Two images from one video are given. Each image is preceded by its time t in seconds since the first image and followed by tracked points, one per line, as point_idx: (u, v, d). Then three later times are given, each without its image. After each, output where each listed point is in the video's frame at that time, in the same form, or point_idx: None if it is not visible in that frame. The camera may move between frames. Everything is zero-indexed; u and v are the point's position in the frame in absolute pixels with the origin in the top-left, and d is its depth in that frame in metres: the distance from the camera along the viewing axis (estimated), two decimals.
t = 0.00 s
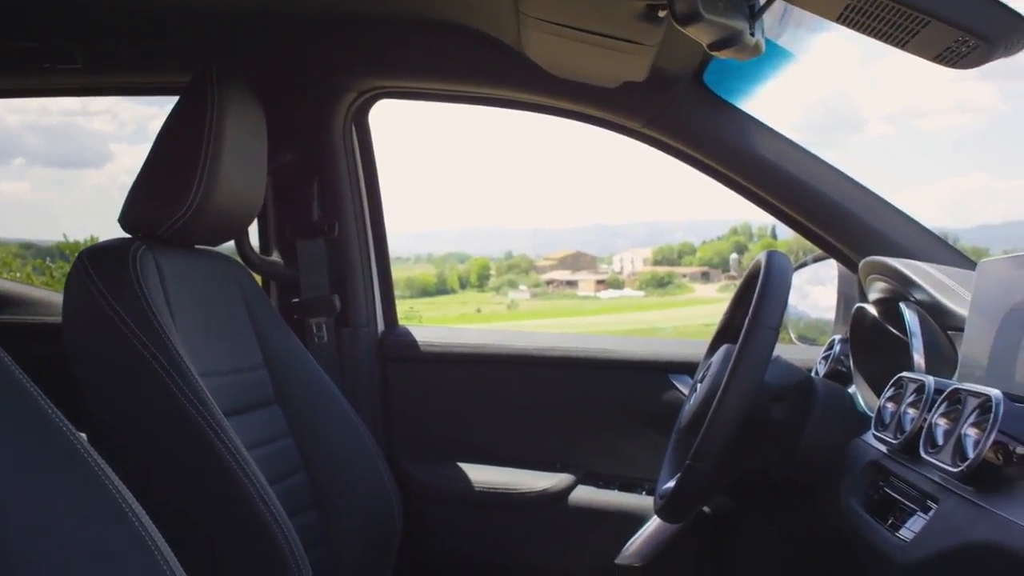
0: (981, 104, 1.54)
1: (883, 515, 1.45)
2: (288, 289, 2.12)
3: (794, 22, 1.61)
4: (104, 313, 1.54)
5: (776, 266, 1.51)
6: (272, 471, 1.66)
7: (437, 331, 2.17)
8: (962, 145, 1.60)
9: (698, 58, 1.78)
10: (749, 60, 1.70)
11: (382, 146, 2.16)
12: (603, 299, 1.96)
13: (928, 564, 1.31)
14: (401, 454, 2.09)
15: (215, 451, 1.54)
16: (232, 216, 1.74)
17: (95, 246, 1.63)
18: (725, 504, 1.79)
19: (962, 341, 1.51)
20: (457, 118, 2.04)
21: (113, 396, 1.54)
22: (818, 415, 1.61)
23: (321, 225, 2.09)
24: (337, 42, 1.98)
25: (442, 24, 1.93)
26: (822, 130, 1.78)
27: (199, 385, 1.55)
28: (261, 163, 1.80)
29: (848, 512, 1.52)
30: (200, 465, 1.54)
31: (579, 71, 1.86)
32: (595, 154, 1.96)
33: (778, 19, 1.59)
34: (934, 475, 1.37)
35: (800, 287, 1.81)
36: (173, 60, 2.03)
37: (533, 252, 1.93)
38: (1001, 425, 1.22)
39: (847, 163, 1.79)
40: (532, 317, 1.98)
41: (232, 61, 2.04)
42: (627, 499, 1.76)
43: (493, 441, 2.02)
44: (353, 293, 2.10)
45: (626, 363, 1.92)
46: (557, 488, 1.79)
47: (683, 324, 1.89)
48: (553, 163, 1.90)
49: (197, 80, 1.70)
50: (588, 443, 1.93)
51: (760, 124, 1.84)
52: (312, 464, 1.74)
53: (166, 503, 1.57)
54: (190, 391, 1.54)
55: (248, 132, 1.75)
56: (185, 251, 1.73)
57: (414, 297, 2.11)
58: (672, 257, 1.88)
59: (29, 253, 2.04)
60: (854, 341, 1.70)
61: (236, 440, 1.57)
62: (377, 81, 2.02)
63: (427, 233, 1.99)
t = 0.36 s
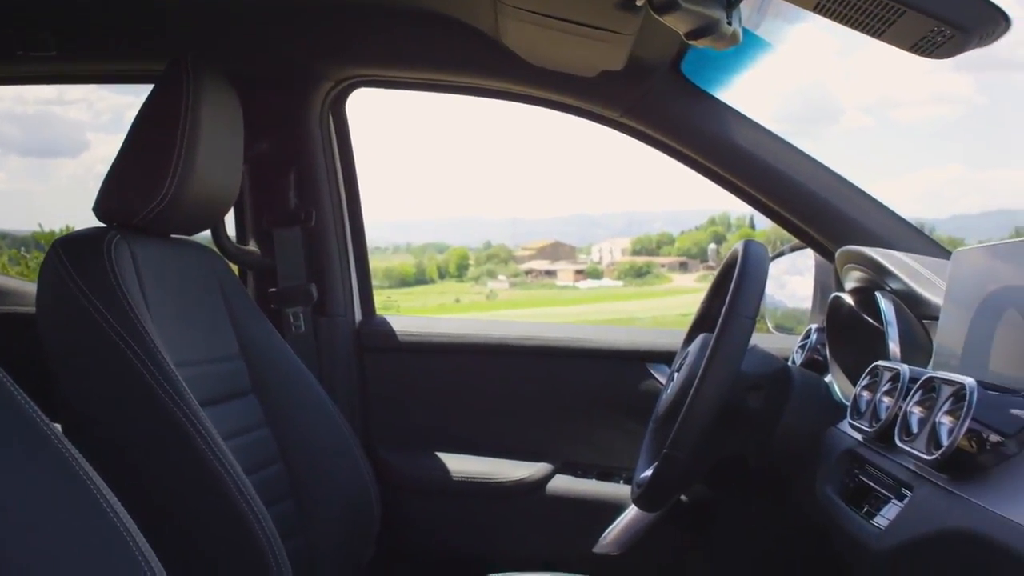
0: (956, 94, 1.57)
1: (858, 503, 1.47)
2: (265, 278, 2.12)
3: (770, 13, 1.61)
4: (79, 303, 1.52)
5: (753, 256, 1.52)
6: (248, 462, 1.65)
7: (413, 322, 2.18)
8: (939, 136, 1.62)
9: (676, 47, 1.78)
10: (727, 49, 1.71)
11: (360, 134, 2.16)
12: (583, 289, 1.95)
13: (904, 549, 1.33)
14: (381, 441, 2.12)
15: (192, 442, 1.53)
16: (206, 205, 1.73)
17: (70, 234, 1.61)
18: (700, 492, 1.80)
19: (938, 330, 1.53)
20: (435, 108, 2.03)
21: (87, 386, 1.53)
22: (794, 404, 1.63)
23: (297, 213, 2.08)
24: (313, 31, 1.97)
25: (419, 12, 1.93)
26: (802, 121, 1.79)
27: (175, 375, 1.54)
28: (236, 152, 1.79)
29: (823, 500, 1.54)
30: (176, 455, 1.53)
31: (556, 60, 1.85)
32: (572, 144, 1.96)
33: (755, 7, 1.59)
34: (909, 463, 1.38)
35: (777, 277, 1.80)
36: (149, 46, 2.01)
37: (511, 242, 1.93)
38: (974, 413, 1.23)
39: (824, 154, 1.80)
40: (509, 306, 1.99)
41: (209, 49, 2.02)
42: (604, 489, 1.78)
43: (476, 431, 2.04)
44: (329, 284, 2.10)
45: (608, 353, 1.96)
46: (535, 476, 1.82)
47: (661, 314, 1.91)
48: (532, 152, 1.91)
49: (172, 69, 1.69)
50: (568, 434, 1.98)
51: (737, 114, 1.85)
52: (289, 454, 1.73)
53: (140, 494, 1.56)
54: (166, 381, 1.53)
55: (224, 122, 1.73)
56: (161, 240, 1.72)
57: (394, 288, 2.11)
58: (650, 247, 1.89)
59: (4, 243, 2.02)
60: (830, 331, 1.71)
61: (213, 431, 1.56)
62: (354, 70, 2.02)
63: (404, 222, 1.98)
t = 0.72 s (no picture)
0: (932, 85, 1.57)
1: (834, 491, 1.49)
2: (240, 268, 2.14)
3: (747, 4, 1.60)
4: (52, 292, 1.51)
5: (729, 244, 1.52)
6: (224, 452, 1.63)
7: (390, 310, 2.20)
8: (917, 126, 1.62)
9: (652, 34, 1.78)
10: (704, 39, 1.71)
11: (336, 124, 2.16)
12: (560, 278, 1.96)
13: (877, 536, 1.35)
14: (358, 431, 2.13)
15: (167, 431, 1.52)
16: (181, 193, 1.71)
17: (43, 223, 1.59)
18: (676, 482, 1.81)
19: (913, 320, 1.55)
20: (413, 96, 2.03)
21: (60, 376, 1.51)
22: (769, 393, 1.64)
23: (273, 202, 2.10)
24: (289, 17, 1.97)
25: None
26: (781, 112, 1.79)
27: (150, 364, 1.52)
28: (211, 140, 1.77)
29: (799, 488, 1.56)
30: (151, 446, 1.52)
31: (533, 49, 1.85)
32: (549, 132, 1.96)
33: None
34: (883, 450, 1.41)
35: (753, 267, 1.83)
36: (126, 34, 1.99)
37: (490, 232, 1.94)
38: (948, 400, 1.24)
39: (801, 143, 1.82)
40: (487, 296, 1.99)
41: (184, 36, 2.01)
42: (581, 477, 1.80)
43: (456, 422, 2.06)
44: (305, 271, 2.12)
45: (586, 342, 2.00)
46: (513, 466, 1.83)
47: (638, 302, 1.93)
48: (508, 142, 1.90)
49: (145, 57, 1.67)
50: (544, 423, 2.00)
51: (713, 102, 1.85)
52: (266, 443, 1.72)
53: (114, 484, 1.55)
54: (140, 370, 1.51)
55: (198, 110, 1.72)
56: (136, 229, 1.70)
57: (372, 276, 2.11)
58: (628, 236, 1.89)
59: None
60: (806, 319, 1.72)
61: (188, 421, 1.55)
62: (330, 58, 2.01)
63: (382, 212, 1.96)
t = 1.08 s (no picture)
0: (908, 75, 1.58)
1: (809, 478, 1.50)
2: (216, 256, 2.14)
3: None
4: (24, 281, 1.49)
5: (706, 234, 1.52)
6: (199, 441, 1.62)
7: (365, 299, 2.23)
8: (891, 114, 1.63)
9: (630, 23, 1.78)
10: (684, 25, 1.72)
11: (312, 111, 2.18)
12: (538, 267, 2.00)
13: (852, 522, 1.36)
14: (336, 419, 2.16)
15: (141, 420, 1.50)
16: (155, 180, 1.70)
17: (15, 211, 1.57)
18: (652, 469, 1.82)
19: (887, 307, 1.55)
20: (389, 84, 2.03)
21: (32, 365, 1.49)
22: (745, 378, 1.64)
23: (249, 190, 2.11)
24: (267, 6, 1.96)
25: None
26: (762, 101, 1.80)
27: (125, 354, 1.51)
28: (187, 127, 1.76)
29: (775, 475, 1.57)
30: (125, 436, 1.51)
31: (511, 37, 1.85)
32: (527, 121, 1.97)
33: None
34: (857, 437, 1.41)
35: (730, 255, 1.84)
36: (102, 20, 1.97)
37: (468, 221, 1.96)
38: (922, 387, 1.24)
39: (777, 132, 1.82)
40: (465, 285, 2.00)
41: (161, 24, 1.99)
42: (559, 466, 1.81)
43: (433, 408, 2.10)
44: (280, 259, 2.14)
45: (562, 329, 2.03)
46: (491, 454, 1.85)
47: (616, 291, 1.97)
48: (485, 131, 1.92)
49: (119, 45, 1.66)
50: (514, 409, 2.05)
51: (691, 92, 1.85)
52: (242, 432, 1.71)
53: (87, 474, 1.53)
54: (114, 359, 1.50)
55: (173, 97, 1.70)
56: (109, 218, 1.68)
57: (351, 266, 2.12)
58: (606, 225, 1.91)
59: None
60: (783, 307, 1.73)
61: (164, 411, 1.53)
62: (306, 45, 2.01)
63: (360, 203, 1.98)
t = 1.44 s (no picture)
0: (888, 65, 1.56)
1: (784, 464, 1.51)
2: (193, 244, 2.15)
3: None
4: None
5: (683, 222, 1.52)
6: (175, 431, 1.61)
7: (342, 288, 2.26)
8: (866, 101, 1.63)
9: (607, 12, 1.78)
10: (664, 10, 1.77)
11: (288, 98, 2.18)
12: (516, 256, 2.04)
13: (828, 507, 1.37)
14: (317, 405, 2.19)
15: (116, 410, 1.49)
16: (130, 166, 1.68)
17: None
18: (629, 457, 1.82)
19: (862, 295, 1.56)
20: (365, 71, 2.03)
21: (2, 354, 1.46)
22: (722, 366, 1.65)
23: (225, 178, 2.11)
24: None
25: None
26: (736, 91, 1.80)
27: (99, 343, 1.49)
28: (162, 114, 1.75)
29: (750, 462, 1.58)
30: (100, 425, 1.49)
31: (487, 24, 1.84)
32: (504, 109, 1.98)
33: None
34: (833, 423, 1.42)
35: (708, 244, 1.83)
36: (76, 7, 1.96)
37: (447, 209, 1.99)
38: (897, 373, 1.25)
39: (756, 120, 1.82)
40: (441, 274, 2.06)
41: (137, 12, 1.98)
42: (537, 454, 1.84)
43: (411, 395, 2.15)
44: (257, 246, 2.15)
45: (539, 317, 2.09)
46: (469, 441, 1.87)
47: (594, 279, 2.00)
48: (461, 119, 1.93)
49: (91, 32, 1.64)
50: (488, 392, 2.10)
51: (669, 80, 1.85)
52: (219, 421, 1.71)
53: (60, 463, 1.52)
54: (88, 347, 1.48)
55: (147, 83, 1.69)
56: (84, 205, 1.67)
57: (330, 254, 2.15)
58: (584, 214, 1.95)
59: None
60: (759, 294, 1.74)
61: (139, 400, 1.52)
62: (282, 33, 2.00)
63: (338, 191, 2.00)
